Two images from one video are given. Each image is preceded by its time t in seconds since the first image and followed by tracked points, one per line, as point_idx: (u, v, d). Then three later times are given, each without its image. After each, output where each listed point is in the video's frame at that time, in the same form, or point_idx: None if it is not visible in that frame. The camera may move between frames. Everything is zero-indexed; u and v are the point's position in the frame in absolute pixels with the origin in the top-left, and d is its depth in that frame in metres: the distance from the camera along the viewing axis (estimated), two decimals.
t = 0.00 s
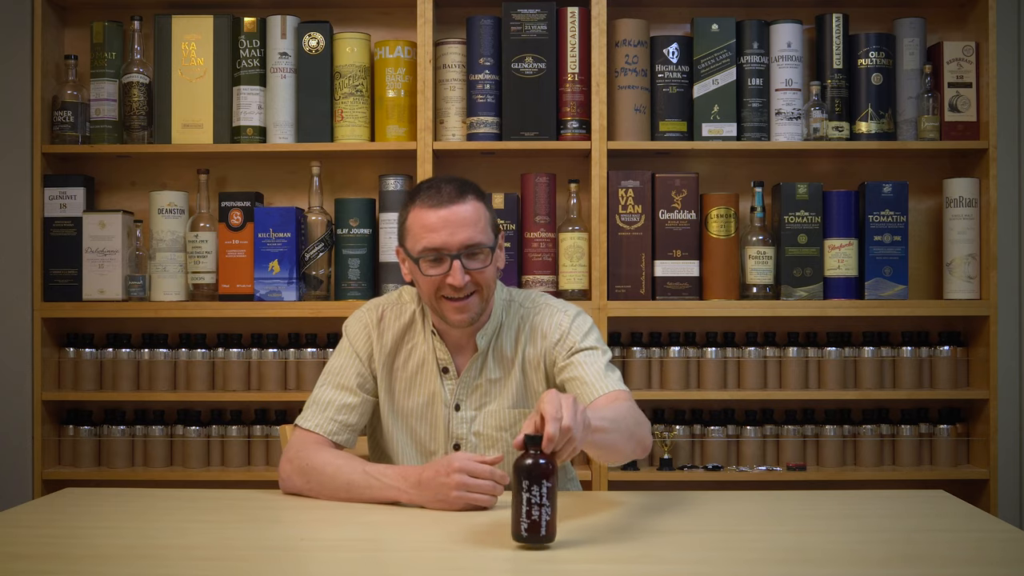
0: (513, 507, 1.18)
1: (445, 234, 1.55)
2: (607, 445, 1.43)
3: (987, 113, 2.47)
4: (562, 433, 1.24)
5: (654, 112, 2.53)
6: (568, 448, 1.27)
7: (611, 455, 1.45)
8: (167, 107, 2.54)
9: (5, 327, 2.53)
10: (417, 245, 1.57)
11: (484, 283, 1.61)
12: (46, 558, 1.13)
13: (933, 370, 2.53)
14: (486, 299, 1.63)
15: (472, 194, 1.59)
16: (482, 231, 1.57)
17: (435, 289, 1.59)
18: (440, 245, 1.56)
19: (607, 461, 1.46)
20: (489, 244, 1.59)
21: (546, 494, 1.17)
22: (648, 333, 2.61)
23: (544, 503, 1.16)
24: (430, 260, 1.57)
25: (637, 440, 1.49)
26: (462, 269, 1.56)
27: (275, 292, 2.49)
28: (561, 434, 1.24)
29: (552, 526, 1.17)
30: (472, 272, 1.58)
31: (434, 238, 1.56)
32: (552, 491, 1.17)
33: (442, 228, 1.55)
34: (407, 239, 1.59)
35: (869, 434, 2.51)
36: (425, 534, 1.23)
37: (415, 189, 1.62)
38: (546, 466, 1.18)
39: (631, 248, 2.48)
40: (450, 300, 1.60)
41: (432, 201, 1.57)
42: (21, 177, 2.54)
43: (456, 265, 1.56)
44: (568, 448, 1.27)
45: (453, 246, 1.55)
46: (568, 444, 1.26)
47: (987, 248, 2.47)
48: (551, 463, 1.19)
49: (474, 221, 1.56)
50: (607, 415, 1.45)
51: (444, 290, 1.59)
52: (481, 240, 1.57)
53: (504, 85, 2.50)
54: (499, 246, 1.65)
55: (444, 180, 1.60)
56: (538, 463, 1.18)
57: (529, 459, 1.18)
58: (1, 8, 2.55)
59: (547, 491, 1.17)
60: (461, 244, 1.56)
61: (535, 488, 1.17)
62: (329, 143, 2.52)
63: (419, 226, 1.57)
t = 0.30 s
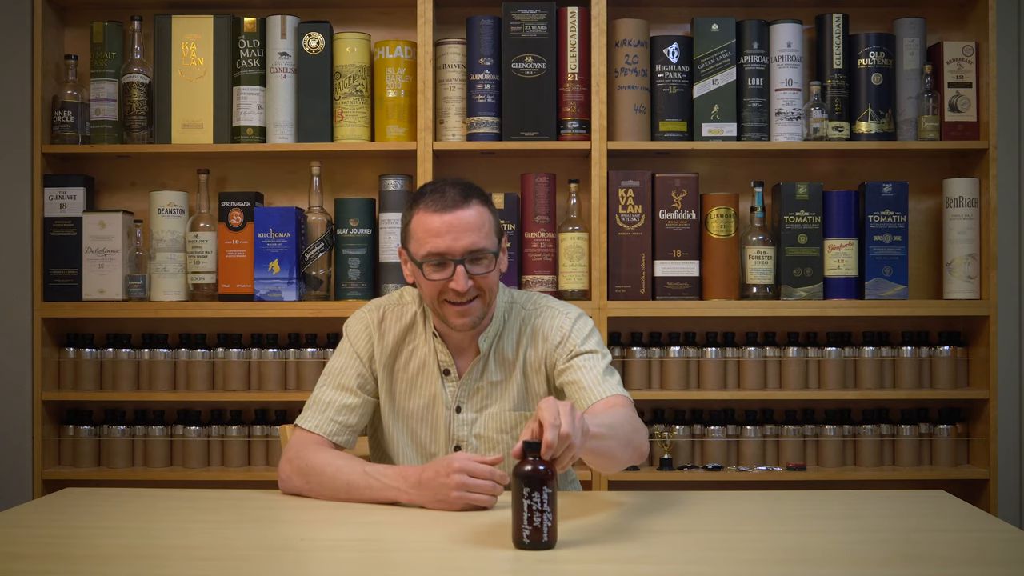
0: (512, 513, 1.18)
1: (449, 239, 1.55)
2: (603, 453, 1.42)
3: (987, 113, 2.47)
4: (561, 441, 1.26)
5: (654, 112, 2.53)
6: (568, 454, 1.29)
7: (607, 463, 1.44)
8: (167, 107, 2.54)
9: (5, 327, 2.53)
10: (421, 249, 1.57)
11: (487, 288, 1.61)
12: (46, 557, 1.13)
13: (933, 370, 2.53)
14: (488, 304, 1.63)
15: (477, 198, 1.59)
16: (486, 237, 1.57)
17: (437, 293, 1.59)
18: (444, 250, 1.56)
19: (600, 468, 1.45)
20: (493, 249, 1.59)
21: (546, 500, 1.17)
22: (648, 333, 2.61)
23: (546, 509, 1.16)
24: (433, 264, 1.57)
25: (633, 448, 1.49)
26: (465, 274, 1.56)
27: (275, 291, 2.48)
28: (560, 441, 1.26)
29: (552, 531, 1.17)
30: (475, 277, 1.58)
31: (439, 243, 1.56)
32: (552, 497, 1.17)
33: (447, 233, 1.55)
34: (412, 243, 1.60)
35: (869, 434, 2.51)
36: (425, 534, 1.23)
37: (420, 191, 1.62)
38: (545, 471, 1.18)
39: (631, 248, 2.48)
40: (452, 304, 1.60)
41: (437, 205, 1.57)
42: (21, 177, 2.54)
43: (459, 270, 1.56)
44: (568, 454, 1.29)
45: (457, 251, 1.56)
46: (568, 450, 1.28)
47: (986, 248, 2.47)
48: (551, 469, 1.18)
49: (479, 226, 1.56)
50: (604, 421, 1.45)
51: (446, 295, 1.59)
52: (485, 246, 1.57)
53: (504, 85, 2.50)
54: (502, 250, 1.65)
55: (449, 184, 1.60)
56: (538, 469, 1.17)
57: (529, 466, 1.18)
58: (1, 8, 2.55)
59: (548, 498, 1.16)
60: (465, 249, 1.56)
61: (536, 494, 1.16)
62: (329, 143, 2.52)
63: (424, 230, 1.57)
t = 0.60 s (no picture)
0: (511, 513, 1.18)
1: (449, 233, 1.56)
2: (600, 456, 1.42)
3: (987, 113, 2.47)
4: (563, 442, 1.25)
5: (654, 112, 2.53)
6: (569, 456, 1.28)
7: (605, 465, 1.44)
8: (167, 107, 2.54)
9: (5, 327, 2.53)
10: (420, 242, 1.58)
11: (485, 284, 1.60)
12: (45, 557, 1.13)
13: (933, 370, 2.52)
14: (486, 301, 1.63)
15: (479, 195, 1.60)
16: (486, 232, 1.58)
17: (435, 287, 1.59)
18: (443, 243, 1.56)
19: (593, 470, 1.45)
20: (492, 245, 1.59)
21: (546, 501, 1.17)
22: (648, 333, 2.61)
23: (546, 510, 1.16)
24: (431, 257, 1.57)
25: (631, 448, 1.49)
26: (463, 268, 1.56)
27: (275, 292, 2.49)
28: (561, 443, 1.25)
29: (552, 531, 1.17)
30: (474, 272, 1.58)
31: (438, 236, 1.56)
32: (553, 498, 1.17)
33: (448, 226, 1.56)
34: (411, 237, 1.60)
35: (869, 434, 2.51)
36: (424, 533, 1.23)
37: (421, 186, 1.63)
38: (545, 471, 1.18)
39: (631, 248, 2.48)
40: (449, 299, 1.59)
41: (438, 199, 1.58)
42: (21, 177, 2.54)
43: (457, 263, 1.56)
44: (570, 457, 1.28)
45: (456, 244, 1.56)
46: (570, 453, 1.27)
47: (987, 248, 2.47)
48: (551, 470, 1.18)
49: (479, 222, 1.56)
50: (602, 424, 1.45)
51: (444, 289, 1.59)
52: (485, 241, 1.57)
53: (504, 85, 2.50)
54: (503, 249, 1.65)
55: (452, 179, 1.61)
56: (538, 470, 1.17)
57: (529, 467, 1.18)
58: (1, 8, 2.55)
59: (549, 498, 1.16)
60: (464, 243, 1.56)
61: (536, 494, 1.16)
62: (329, 143, 2.52)
63: (424, 223, 1.57)
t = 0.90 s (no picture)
0: (511, 513, 1.18)
1: (449, 219, 1.57)
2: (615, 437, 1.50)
3: (987, 113, 2.47)
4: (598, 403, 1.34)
5: (654, 112, 2.53)
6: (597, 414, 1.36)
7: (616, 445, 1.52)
8: (167, 107, 2.54)
9: (5, 327, 2.53)
10: (420, 228, 1.59)
11: (482, 276, 1.61)
12: (45, 557, 1.13)
13: (933, 370, 2.53)
14: (482, 293, 1.63)
15: (482, 188, 1.63)
16: (487, 223, 1.59)
17: (431, 273, 1.60)
18: (443, 229, 1.58)
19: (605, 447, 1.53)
20: (492, 237, 1.61)
21: (546, 501, 1.17)
22: (648, 333, 2.61)
23: (546, 510, 1.16)
24: (431, 243, 1.59)
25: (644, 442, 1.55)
26: (461, 255, 1.57)
27: (275, 292, 2.49)
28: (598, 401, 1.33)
29: (552, 530, 1.17)
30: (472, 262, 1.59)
31: (439, 222, 1.58)
32: (553, 497, 1.17)
33: (450, 213, 1.58)
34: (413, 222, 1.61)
35: (869, 434, 2.51)
36: (423, 533, 1.23)
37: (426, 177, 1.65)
38: (545, 471, 1.18)
39: (631, 248, 2.48)
40: (445, 286, 1.60)
41: (441, 187, 1.60)
42: (21, 177, 2.54)
43: (456, 250, 1.57)
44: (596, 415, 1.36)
45: (455, 231, 1.57)
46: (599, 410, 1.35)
47: (987, 248, 2.47)
48: (551, 470, 1.18)
49: (480, 211, 1.58)
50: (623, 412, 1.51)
51: (440, 276, 1.59)
52: (484, 231, 1.59)
53: (504, 85, 2.50)
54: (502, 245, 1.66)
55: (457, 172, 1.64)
56: (538, 470, 1.17)
57: (529, 467, 1.17)
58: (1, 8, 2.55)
59: (548, 498, 1.16)
60: (464, 230, 1.58)
61: (535, 493, 1.16)
62: (329, 143, 2.52)
63: (426, 209, 1.59)
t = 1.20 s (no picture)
0: (511, 513, 1.18)
1: (468, 225, 1.57)
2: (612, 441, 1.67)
3: (987, 113, 2.47)
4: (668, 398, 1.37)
5: (654, 112, 2.53)
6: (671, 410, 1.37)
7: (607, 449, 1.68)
8: (167, 107, 2.54)
9: (4, 326, 2.53)
10: (438, 231, 1.58)
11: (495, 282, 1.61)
12: (45, 557, 1.13)
13: (933, 370, 2.53)
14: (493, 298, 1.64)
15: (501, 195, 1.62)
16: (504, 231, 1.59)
17: (446, 277, 1.60)
18: (461, 235, 1.57)
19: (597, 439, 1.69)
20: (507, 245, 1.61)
21: (546, 501, 1.16)
22: (648, 333, 2.61)
23: (546, 510, 1.16)
24: (448, 247, 1.58)
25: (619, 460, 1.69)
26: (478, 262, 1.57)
27: (275, 292, 2.49)
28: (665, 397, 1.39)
29: (552, 530, 1.17)
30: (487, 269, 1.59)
31: (458, 227, 1.57)
32: (553, 498, 1.17)
33: (469, 220, 1.57)
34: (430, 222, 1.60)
35: (869, 434, 2.51)
36: (423, 533, 1.23)
37: (446, 176, 1.63)
38: (545, 471, 1.18)
39: (631, 248, 2.48)
40: (459, 291, 1.60)
41: (462, 192, 1.59)
42: (21, 177, 2.54)
43: (473, 257, 1.57)
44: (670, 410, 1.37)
45: (474, 238, 1.57)
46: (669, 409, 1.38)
47: (986, 248, 2.47)
48: (551, 470, 1.18)
49: (498, 220, 1.58)
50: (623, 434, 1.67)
51: (455, 280, 1.59)
52: (501, 239, 1.59)
53: (504, 85, 2.50)
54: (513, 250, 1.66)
55: (475, 176, 1.63)
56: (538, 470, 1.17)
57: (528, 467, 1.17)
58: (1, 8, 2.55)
59: (548, 498, 1.16)
60: (482, 238, 1.57)
61: (536, 494, 1.16)
62: (329, 143, 2.52)
63: (446, 213, 1.58)
